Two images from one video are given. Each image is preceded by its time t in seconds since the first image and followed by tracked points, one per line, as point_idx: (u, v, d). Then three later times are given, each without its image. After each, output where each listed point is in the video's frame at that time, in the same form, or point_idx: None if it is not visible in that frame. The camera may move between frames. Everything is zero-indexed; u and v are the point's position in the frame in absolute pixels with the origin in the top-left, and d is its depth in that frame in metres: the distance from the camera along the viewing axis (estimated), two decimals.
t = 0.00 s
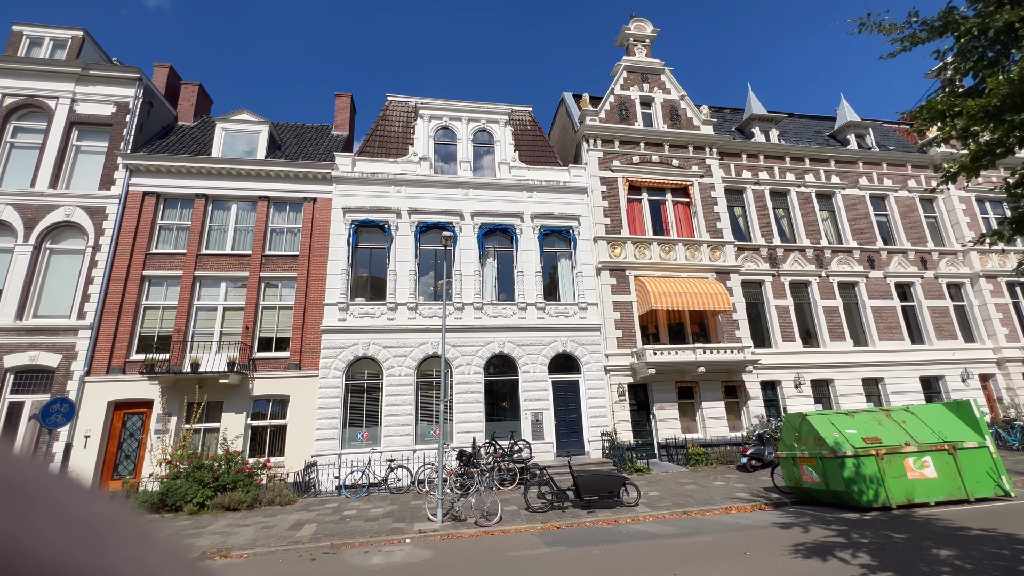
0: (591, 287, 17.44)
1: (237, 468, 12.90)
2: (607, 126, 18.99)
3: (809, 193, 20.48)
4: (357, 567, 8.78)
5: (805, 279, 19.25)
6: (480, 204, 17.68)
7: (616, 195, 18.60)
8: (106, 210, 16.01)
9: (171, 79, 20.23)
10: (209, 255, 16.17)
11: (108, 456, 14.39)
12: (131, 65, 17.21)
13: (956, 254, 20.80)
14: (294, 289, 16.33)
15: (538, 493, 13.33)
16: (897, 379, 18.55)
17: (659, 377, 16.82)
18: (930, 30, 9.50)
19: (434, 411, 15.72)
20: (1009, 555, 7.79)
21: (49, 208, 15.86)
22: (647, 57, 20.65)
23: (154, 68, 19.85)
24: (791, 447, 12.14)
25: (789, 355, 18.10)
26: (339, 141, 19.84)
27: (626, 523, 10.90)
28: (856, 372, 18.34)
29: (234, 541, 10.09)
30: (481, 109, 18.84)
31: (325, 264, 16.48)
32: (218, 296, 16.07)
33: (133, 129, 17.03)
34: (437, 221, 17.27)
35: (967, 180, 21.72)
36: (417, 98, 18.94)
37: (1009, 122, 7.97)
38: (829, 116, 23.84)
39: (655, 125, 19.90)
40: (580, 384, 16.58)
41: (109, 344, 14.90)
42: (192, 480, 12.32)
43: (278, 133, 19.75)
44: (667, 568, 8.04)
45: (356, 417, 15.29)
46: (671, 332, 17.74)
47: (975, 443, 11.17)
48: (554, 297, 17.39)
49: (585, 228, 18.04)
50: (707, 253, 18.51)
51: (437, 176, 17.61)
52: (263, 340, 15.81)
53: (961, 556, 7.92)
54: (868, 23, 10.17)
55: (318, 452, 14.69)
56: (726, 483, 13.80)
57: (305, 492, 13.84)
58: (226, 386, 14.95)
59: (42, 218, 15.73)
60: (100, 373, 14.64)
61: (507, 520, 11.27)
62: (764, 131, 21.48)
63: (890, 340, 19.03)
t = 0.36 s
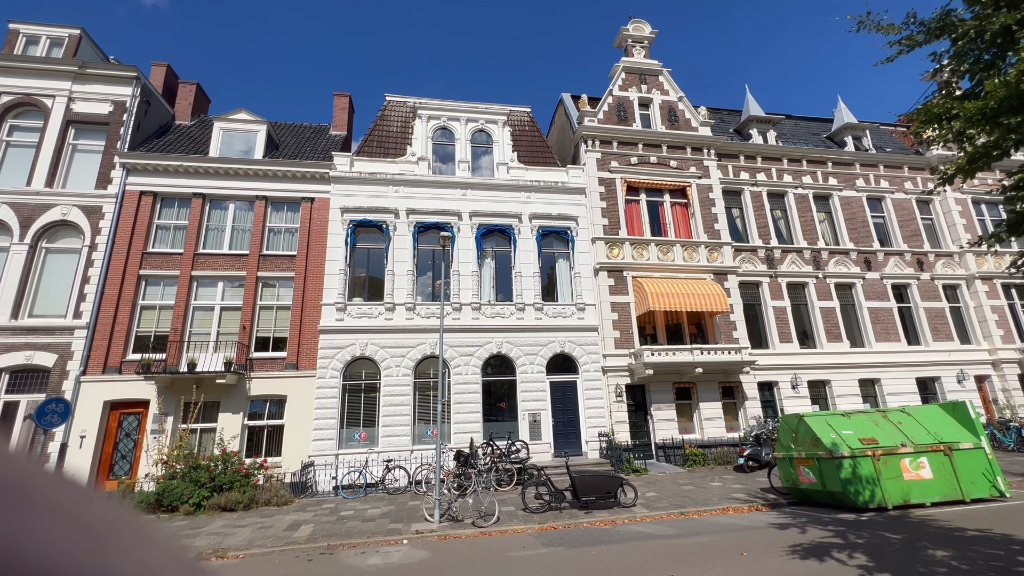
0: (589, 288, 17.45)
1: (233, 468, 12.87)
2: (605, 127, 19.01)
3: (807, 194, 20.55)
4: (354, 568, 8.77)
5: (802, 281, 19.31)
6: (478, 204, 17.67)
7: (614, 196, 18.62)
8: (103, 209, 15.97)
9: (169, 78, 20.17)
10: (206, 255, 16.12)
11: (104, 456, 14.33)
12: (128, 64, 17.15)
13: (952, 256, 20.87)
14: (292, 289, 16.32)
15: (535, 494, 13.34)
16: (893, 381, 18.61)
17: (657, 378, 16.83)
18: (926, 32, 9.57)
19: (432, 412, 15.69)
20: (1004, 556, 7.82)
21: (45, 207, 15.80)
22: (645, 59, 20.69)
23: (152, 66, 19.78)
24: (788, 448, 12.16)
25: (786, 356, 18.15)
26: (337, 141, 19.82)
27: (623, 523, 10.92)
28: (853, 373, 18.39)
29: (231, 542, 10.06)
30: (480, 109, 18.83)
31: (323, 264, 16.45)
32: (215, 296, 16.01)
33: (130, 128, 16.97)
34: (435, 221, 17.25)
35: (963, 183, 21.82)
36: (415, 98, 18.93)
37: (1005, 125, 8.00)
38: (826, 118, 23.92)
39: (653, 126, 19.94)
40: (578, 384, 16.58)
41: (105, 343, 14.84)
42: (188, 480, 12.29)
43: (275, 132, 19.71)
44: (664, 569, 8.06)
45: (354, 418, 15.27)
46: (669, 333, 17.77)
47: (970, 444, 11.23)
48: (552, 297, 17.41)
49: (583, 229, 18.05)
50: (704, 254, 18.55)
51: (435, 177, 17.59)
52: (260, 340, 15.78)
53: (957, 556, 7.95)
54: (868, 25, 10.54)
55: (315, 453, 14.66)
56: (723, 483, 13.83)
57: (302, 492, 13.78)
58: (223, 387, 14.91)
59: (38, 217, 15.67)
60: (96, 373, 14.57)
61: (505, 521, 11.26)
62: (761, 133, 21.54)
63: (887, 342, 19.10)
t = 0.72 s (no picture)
0: (586, 289, 17.47)
1: (229, 468, 12.83)
2: (604, 128, 19.04)
3: (803, 196, 20.63)
4: (351, 568, 8.75)
5: (799, 282, 19.38)
6: (476, 204, 17.67)
7: (612, 197, 18.65)
8: (100, 208, 15.91)
9: (166, 77, 20.08)
10: (203, 254, 16.08)
11: (99, 455, 14.27)
12: (125, 62, 17.07)
13: (947, 258, 20.98)
14: (289, 289, 16.29)
15: (532, 494, 13.34)
16: (889, 382, 18.69)
17: (654, 378, 16.86)
18: (922, 37, 9.61)
19: (429, 412, 15.67)
20: (998, 556, 7.87)
21: (42, 205, 15.72)
22: (643, 60, 20.73)
23: (149, 64, 19.68)
24: (784, 449, 12.20)
25: (783, 357, 18.21)
26: (335, 140, 19.78)
27: (620, 524, 10.94)
28: (849, 373, 18.47)
29: (227, 542, 10.03)
30: (478, 109, 18.82)
31: (320, 264, 16.42)
32: (212, 295, 15.96)
33: (127, 127, 16.89)
34: (434, 221, 17.23)
35: (959, 185, 21.94)
36: (413, 98, 18.91)
37: (1000, 128, 8.04)
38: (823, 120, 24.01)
39: (651, 127, 19.98)
40: (575, 385, 16.58)
41: (100, 342, 14.76)
42: (184, 480, 12.24)
43: (273, 131, 19.65)
44: (660, 569, 8.08)
45: (351, 417, 15.24)
46: (666, 333, 17.80)
47: (965, 446, 11.29)
48: (549, 297, 17.44)
49: (581, 230, 18.06)
50: (702, 255, 18.59)
51: (433, 177, 17.57)
52: (257, 340, 15.75)
53: (951, 557, 8.00)
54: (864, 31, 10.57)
55: (311, 453, 14.62)
56: (719, 483, 13.87)
57: (298, 493, 13.86)
58: (220, 386, 14.85)
59: (34, 215, 15.59)
60: (92, 372, 14.51)
61: (502, 521, 11.26)
62: (759, 134, 21.60)
63: (882, 343, 19.19)
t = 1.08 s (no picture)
0: (584, 289, 17.50)
1: (226, 467, 12.80)
2: (602, 128, 19.06)
3: (800, 197, 20.71)
4: (347, 568, 8.73)
5: (795, 283, 19.46)
6: (474, 204, 17.65)
7: (610, 197, 18.66)
8: (95, 205, 15.83)
9: (163, 74, 20.00)
10: (200, 252, 16.03)
11: (94, 454, 14.22)
12: (122, 59, 16.99)
13: (943, 259, 21.08)
14: (286, 287, 16.24)
15: (528, 494, 13.36)
16: (885, 383, 18.76)
17: (651, 378, 16.90)
18: (919, 39, 9.66)
19: (426, 411, 15.66)
20: (992, 557, 7.93)
21: (37, 202, 15.64)
22: (642, 60, 20.77)
23: (145, 62, 19.59)
24: (780, 449, 12.25)
25: (779, 358, 18.27)
26: (333, 139, 19.74)
27: (616, 524, 10.95)
28: (844, 374, 18.55)
29: (223, 541, 10.00)
30: (476, 109, 18.80)
31: (318, 262, 16.39)
32: (209, 293, 15.91)
33: (123, 124, 16.80)
34: (431, 220, 17.22)
35: (955, 187, 22.06)
36: (412, 97, 18.88)
37: (995, 131, 8.10)
38: (820, 122, 24.09)
39: (648, 128, 20.02)
40: (572, 385, 16.60)
41: (96, 341, 14.70)
42: (180, 479, 12.19)
43: (270, 130, 19.60)
44: (657, 569, 8.09)
45: (347, 417, 15.22)
46: (663, 334, 17.84)
47: (959, 447, 11.36)
48: (547, 297, 17.45)
49: (579, 230, 18.08)
50: (699, 256, 18.63)
51: (431, 176, 17.55)
52: (254, 338, 15.71)
53: (945, 556, 8.05)
54: (863, 33, 10.55)
55: (308, 452, 14.59)
56: (715, 484, 13.92)
57: (295, 492, 13.79)
58: (216, 385, 14.81)
59: (29, 212, 15.51)
60: (87, 371, 14.45)
61: (498, 521, 11.26)
62: (756, 135, 21.66)
63: (878, 344, 19.27)
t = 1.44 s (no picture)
0: (582, 288, 17.52)
1: (222, 466, 12.77)
2: (600, 128, 19.06)
3: (797, 198, 20.77)
4: (343, 567, 8.71)
5: (792, 284, 19.52)
6: (472, 203, 17.64)
7: (608, 197, 18.67)
8: (91, 202, 15.76)
9: (160, 71, 19.91)
10: (197, 250, 15.97)
11: (90, 452, 14.16)
12: (119, 56, 16.91)
13: (939, 261, 21.18)
14: (283, 286, 16.18)
15: (525, 493, 13.38)
16: (880, 383, 18.84)
17: (648, 378, 16.93)
18: (917, 41, 9.70)
19: (423, 411, 15.65)
20: (986, 556, 7.97)
21: (32, 199, 15.56)
22: (640, 61, 20.79)
23: (142, 59, 19.48)
24: (776, 449, 12.30)
25: (776, 358, 18.33)
26: (331, 137, 19.69)
27: (613, 523, 10.97)
28: (841, 375, 18.61)
29: (219, 540, 9.96)
30: (475, 108, 18.78)
31: (315, 261, 16.35)
32: (206, 292, 15.86)
33: (119, 121, 16.73)
34: (429, 219, 17.21)
35: (951, 189, 22.15)
36: (410, 96, 18.85)
37: (992, 133, 8.13)
38: (818, 123, 24.17)
39: (647, 128, 20.03)
40: (569, 385, 16.62)
41: (92, 339, 14.64)
42: (176, 478, 12.15)
43: (268, 128, 19.53)
44: (653, 568, 8.10)
45: (344, 416, 15.19)
46: (660, 334, 17.86)
47: (954, 447, 11.42)
48: (545, 297, 17.45)
49: (577, 230, 18.10)
50: (697, 256, 18.67)
51: (429, 175, 17.53)
52: (250, 337, 15.66)
53: (940, 556, 8.09)
54: (861, 34, 10.57)
55: (305, 451, 14.58)
56: (712, 483, 13.97)
57: (291, 492, 13.62)
58: (212, 383, 14.75)
59: (24, 209, 15.43)
60: (82, 369, 14.38)
61: (495, 520, 11.27)
62: (754, 136, 21.70)
63: (874, 345, 19.36)
